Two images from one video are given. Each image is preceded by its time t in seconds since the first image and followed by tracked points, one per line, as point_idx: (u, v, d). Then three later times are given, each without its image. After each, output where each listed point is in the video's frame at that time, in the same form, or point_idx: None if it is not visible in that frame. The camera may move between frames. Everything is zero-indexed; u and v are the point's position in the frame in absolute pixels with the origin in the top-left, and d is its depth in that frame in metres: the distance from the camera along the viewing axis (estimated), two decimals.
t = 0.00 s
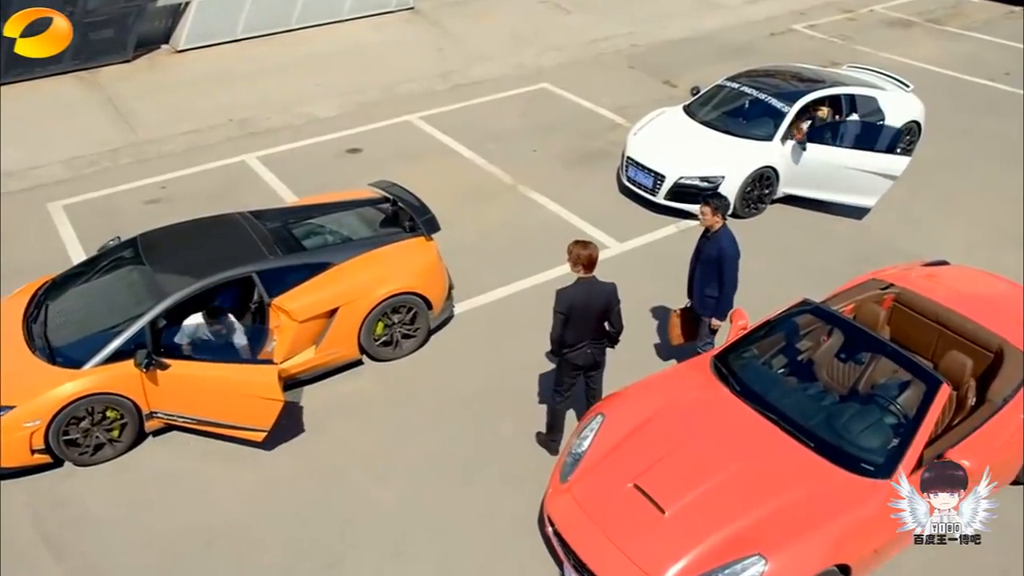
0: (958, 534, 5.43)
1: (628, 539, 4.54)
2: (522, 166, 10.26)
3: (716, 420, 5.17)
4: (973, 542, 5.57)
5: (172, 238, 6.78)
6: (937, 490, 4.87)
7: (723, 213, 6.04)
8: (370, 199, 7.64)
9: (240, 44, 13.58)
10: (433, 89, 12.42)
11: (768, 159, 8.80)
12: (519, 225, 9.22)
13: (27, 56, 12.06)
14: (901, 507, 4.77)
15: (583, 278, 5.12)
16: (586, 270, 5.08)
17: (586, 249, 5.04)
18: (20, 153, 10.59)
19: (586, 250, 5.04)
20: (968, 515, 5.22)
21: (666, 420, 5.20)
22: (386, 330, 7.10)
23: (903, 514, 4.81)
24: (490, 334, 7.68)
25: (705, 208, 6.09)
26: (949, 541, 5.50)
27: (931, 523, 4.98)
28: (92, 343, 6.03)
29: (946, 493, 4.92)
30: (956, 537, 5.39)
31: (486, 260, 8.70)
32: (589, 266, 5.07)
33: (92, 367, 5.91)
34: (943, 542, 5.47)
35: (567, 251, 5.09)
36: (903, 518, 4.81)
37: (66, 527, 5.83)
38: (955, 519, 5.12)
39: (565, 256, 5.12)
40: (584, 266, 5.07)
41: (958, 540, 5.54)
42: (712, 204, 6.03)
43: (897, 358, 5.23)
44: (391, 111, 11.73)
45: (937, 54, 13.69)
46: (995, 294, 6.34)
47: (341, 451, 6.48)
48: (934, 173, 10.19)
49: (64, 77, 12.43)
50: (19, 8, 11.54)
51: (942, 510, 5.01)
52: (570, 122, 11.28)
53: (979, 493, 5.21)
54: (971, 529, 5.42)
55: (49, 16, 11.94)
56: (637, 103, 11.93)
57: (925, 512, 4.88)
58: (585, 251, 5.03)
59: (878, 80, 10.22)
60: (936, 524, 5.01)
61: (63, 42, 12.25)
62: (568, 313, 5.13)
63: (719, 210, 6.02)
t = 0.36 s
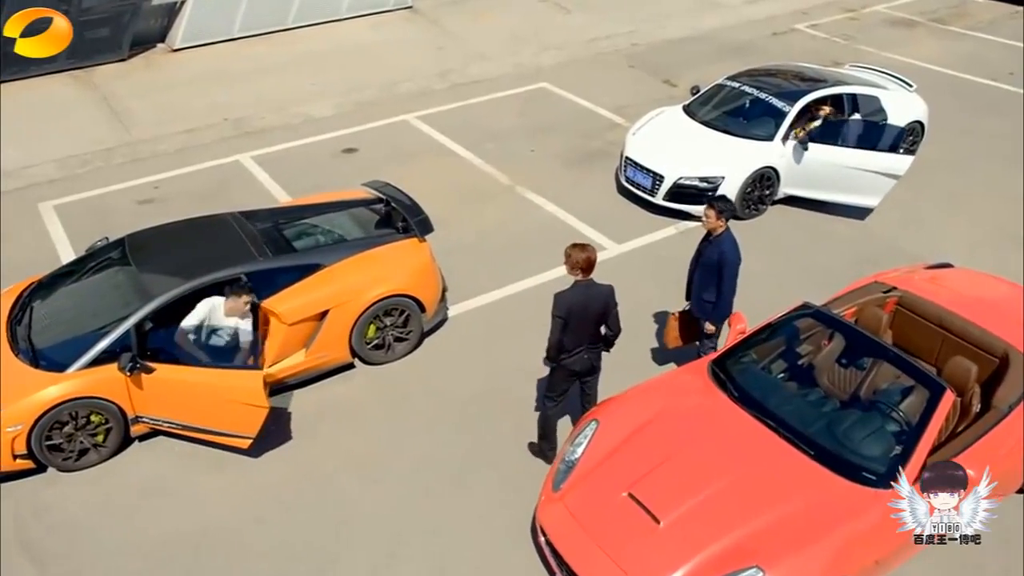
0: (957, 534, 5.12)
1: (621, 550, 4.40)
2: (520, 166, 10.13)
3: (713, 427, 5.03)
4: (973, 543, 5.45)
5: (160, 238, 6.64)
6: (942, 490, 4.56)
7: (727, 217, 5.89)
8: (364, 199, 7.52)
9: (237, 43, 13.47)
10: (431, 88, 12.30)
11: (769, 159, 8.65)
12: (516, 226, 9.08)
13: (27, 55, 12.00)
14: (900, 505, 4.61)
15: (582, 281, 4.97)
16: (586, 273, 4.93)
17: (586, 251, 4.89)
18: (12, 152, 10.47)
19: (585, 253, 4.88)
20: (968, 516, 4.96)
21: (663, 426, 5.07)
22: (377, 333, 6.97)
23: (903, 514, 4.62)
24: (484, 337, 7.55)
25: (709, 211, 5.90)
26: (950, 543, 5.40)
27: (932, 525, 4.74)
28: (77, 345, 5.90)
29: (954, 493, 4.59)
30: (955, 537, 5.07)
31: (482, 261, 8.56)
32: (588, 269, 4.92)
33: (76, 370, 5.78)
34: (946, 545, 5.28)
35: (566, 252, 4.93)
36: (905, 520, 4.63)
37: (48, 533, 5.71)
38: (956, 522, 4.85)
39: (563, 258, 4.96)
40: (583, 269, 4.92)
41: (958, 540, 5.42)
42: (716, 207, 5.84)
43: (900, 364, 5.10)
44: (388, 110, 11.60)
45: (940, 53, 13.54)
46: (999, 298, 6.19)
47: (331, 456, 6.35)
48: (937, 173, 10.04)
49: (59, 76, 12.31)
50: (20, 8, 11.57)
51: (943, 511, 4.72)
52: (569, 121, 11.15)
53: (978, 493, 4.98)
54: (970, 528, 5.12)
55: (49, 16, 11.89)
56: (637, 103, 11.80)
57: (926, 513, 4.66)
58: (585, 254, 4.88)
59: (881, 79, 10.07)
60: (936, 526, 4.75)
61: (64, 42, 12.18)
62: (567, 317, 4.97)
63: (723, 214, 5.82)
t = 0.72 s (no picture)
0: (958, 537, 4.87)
1: (613, 569, 4.24)
2: (517, 174, 10.01)
3: (710, 442, 4.87)
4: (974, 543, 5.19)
5: (147, 246, 6.51)
6: (943, 490, 4.61)
7: (730, 230, 5.68)
8: (356, 206, 7.39)
9: (235, 49, 13.38)
10: (429, 95, 12.19)
11: (769, 168, 8.52)
12: (512, 234, 8.95)
13: (27, 56, 11.87)
14: (900, 505, 4.49)
15: (566, 293, 4.82)
16: (569, 284, 4.77)
17: (570, 264, 4.74)
18: (5, 158, 10.37)
19: (569, 264, 4.74)
20: (967, 517, 4.79)
21: (658, 441, 4.92)
22: (369, 343, 6.82)
23: (903, 516, 4.47)
24: (478, 347, 7.40)
25: (711, 223, 5.70)
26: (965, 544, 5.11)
27: (933, 526, 4.58)
28: (59, 354, 5.76)
29: (956, 496, 4.66)
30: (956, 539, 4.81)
31: (477, 269, 8.42)
32: (572, 281, 4.77)
33: (58, 380, 5.65)
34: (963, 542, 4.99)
35: (551, 262, 4.77)
36: (908, 524, 4.48)
37: (26, 548, 5.57)
38: (957, 524, 4.68)
39: (548, 268, 4.81)
40: (567, 281, 4.76)
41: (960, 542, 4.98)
42: (719, 219, 5.65)
43: (903, 377, 4.95)
44: (385, 117, 11.49)
45: (943, 62, 13.41)
46: (1006, 309, 6.03)
47: (318, 468, 6.20)
48: (940, 182, 9.89)
49: (54, 81, 12.20)
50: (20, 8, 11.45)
51: (944, 512, 4.60)
52: (567, 129, 11.03)
53: (979, 493, 4.81)
54: (971, 530, 4.88)
55: (49, 16, 11.81)
56: (637, 110, 11.67)
57: (927, 514, 4.55)
58: (569, 266, 4.73)
59: (883, 87, 9.95)
60: (937, 526, 4.58)
61: (63, 42, 12.10)
62: (548, 329, 4.82)
63: (726, 226, 5.63)
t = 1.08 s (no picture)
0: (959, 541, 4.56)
1: None
2: (515, 178, 9.86)
3: (706, 456, 4.70)
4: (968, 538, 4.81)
5: (133, 251, 6.38)
6: (942, 490, 4.37)
7: (733, 240, 5.46)
8: (349, 211, 7.24)
9: (232, 52, 13.28)
10: (427, 99, 12.06)
11: (771, 173, 8.36)
12: (509, 239, 8.79)
13: (27, 56, 11.67)
14: (899, 505, 4.36)
15: (549, 302, 4.82)
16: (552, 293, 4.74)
17: (554, 270, 4.69)
18: None
19: (552, 272, 4.69)
20: (968, 517, 4.56)
21: (652, 454, 4.76)
22: (359, 351, 6.66)
23: (903, 514, 4.33)
24: (471, 355, 7.23)
25: (714, 233, 5.48)
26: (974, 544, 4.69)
27: (933, 527, 4.35)
28: (39, 361, 5.61)
29: (956, 496, 4.40)
30: (957, 541, 4.51)
31: (472, 275, 8.27)
32: (555, 290, 4.72)
33: (37, 388, 5.50)
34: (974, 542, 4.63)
35: (533, 271, 4.75)
36: (908, 523, 4.32)
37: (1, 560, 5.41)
38: (956, 528, 4.42)
39: (531, 277, 4.79)
40: (550, 290, 4.72)
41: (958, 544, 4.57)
42: (722, 228, 5.43)
43: (906, 390, 4.79)
44: (383, 121, 11.36)
45: (949, 67, 13.24)
46: (1014, 319, 5.84)
47: (304, 481, 6.03)
48: (945, 188, 9.71)
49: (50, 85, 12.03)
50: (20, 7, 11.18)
51: (945, 513, 4.36)
52: (567, 134, 10.88)
53: (978, 493, 4.60)
54: (970, 531, 4.58)
55: (49, 16, 11.62)
56: (638, 115, 11.53)
57: (929, 516, 4.34)
58: (551, 273, 4.68)
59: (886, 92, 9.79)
60: (937, 526, 4.35)
61: (64, 42, 11.95)
62: (530, 339, 4.84)
63: (728, 235, 5.42)
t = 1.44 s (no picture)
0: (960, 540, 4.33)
1: None
2: (511, 180, 9.70)
3: (699, 468, 4.53)
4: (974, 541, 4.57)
5: (115, 252, 6.24)
6: (943, 490, 4.28)
7: (732, 247, 5.26)
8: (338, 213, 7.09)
9: (227, 53, 13.15)
10: (424, 100, 11.91)
11: (770, 175, 8.19)
12: (503, 242, 8.62)
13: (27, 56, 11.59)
14: (899, 505, 4.24)
15: (535, 308, 4.69)
16: (536, 298, 4.64)
17: (537, 274, 4.61)
18: None
19: (536, 277, 4.60)
20: (967, 517, 4.36)
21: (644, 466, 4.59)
22: (345, 356, 6.50)
23: (903, 516, 4.21)
24: (463, 361, 7.06)
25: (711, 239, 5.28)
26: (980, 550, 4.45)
27: (934, 527, 4.20)
28: (14, 364, 5.46)
29: (957, 496, 4.29)
30: (958, 541, 4.30)
31: (465, 279, 8.09)
32: (539, 295, 4.63)
33: (12, 393, 5.33)
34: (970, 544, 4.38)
35: (516, 275, 4.66)
36: (908, 524, 4.18)
37: None
38: (957, 528, 4.25)
39: (514, 281, 4.70)
40: (534, 294, 4.63)
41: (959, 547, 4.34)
42: (720, 234, 5.22)
43: (907, 400, 4.64)
44: (378, 122, 11.21)
45: (952, 69, 13.06)
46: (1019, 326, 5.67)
47: (287, 490, 5.85)
48: (949, 192, 9.53)
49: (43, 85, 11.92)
50: (20, 7, 11.19)
51: (945, 512, 4.22)
52: (564, 135, 10.72)
53: (978, 493, 4.44)
54: (972, 531, 4.37)
55: (49, 16, 11.55)
56: (637, 116, 11.37)
57: (931, 517, 4.21)
58: (535, 277, 4.59)
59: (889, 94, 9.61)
60: (938, 526, 4.20)
61: (63, 42, 11.85)
62: (515, 346, 4.70)
63: (726, 242, 5.22)
